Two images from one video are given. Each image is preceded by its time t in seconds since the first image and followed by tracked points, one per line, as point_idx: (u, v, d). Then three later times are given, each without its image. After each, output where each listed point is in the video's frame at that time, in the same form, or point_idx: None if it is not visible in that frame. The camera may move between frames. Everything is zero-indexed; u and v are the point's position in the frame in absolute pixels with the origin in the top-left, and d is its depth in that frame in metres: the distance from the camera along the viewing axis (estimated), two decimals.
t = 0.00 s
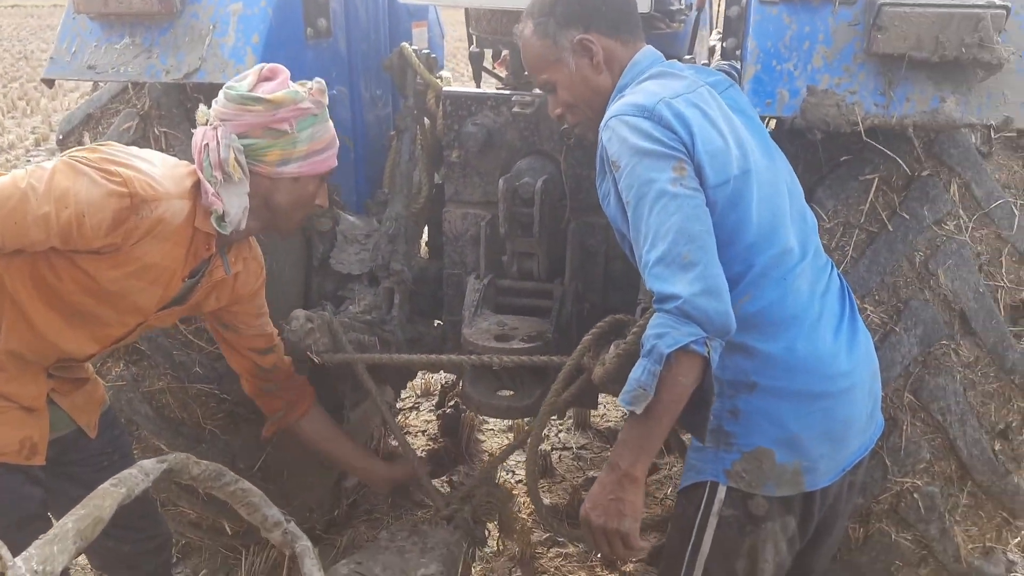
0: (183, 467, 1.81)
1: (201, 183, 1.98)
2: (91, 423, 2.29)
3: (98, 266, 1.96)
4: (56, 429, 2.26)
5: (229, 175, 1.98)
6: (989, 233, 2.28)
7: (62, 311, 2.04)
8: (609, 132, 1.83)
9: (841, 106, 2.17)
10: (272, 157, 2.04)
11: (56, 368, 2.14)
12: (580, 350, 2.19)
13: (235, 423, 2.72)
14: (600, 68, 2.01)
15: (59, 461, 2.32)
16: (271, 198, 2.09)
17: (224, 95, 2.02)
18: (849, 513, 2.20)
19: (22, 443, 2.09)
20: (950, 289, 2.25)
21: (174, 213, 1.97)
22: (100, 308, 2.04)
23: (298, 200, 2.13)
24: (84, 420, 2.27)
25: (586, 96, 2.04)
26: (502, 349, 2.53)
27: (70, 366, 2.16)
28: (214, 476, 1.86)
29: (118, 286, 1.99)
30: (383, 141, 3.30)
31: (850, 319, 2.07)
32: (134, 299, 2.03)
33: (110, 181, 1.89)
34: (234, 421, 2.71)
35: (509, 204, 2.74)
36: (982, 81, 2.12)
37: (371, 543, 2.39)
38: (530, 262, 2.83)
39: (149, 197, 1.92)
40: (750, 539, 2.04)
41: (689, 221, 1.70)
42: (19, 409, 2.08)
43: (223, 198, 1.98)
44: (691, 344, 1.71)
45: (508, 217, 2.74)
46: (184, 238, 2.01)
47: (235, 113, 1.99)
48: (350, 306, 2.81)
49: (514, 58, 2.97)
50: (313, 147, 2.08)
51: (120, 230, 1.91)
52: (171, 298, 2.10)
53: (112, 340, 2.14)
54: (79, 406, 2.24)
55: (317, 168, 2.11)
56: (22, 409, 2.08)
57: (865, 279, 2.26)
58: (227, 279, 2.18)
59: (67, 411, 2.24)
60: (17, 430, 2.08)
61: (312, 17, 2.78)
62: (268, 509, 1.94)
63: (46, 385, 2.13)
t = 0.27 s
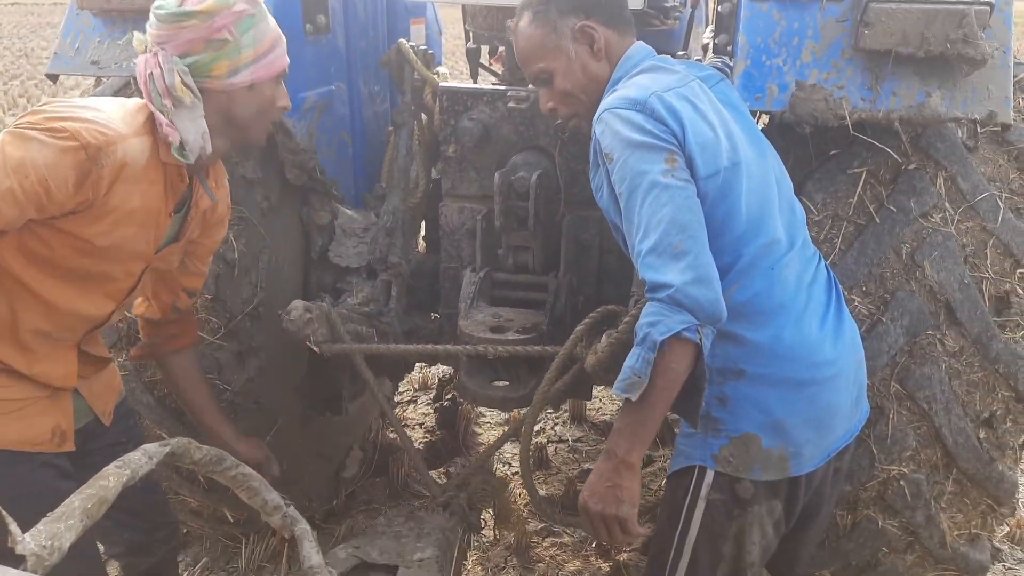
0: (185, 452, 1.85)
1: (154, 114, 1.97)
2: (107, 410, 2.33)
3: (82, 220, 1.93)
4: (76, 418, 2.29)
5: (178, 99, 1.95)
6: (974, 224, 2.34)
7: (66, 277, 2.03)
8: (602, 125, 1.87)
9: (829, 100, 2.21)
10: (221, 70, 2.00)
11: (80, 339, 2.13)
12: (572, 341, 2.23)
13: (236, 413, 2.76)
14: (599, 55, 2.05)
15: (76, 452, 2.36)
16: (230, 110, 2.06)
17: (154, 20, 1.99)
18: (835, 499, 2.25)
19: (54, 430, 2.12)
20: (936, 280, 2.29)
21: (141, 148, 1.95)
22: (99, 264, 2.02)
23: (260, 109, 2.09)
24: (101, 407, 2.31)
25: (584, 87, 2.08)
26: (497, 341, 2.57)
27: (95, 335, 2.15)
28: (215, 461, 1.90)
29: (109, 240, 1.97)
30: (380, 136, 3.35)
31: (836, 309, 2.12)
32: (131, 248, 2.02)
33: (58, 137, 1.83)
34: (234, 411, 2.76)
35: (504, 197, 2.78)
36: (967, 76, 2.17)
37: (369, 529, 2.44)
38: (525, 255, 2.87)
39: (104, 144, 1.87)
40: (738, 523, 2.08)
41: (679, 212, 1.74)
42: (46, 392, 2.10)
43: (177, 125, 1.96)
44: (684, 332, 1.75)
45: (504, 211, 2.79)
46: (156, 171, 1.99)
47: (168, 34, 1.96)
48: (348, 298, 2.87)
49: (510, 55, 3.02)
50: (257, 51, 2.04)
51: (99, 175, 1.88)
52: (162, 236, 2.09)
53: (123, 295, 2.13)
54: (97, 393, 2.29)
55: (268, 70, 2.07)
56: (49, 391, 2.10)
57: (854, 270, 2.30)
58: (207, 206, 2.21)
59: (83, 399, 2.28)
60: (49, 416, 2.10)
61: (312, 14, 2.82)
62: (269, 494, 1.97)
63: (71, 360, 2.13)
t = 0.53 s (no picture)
0: (191, 442, 1.89)
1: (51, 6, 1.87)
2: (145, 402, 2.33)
3: (45, 168, 1.92)
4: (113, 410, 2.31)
5: None
6: (968, 219, 2.36)
7: (77, 230, 2.04)
8: (603, 120, 1.90)
9: (825, 97, 2.25)
10: None
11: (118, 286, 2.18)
12: (572, 334, 2.27)
13: (240, 406, 2.79)
14: (600, 50, 2.09)
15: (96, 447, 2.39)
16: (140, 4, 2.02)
17: None
18: (830, 491, 2.28)
19: (110, 424, 2.20)
20: (931, 275, 2.32)
21: (54, 73, 1.90)
22: (90, 203, 2.02)
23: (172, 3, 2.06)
24: (140, 397, 2.31)
25: (585, 80, 2.11)
26: (498, 334, 2.60)
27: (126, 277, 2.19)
28: (221, 451, 1.93)
29: (77, 174, 1.96)
30: (383, 132, 3.38)
31: (832, 302, 2.15)
32: (105, 169, 2.02)
33: None
34: (238, 404, 2.79)
35: (505, 193, 2.81)
36: (961, 72, 2.20)
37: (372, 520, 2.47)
38: (526, 250, 2.90)
39: (15, 79, 1.82)
40: (735, 512, 2.12)
41: (679, 206, 1.77)
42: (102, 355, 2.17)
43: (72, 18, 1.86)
44: (684, 324, 1.78)
45: (505, 206, 2.82)
46: (86, 88, 1.96)
47: None
48: (351, 293, 2.90)
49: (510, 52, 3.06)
50: None
51: (32, 112, 1.85)
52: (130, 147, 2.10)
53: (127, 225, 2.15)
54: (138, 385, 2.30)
55: None
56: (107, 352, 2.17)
57: (850, 265, 2.34)
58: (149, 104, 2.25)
59: (128, 388, 2.30)
60: (109, 407, 2.21)
61: (314, 11, 2.86)
62: (274, 483, 1.99)
63: (115, 310, 2.18)
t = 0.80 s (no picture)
0: (202, 440, 1.90)
1: None
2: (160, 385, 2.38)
3: (6, 140, 1.86)
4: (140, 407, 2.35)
5: None
6: (975, 221, 2.38)
7: (70, 201, 2.02)
8: (610, 123, 1.91)
9: (832, 99, 2.26)
10: None
11: (121, 251, 2.17)
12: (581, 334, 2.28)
13: (250, 404, 2.82)
14: (606, 54, 2.11)
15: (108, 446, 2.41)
16: None
17: None
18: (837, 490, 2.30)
19: (141, 417, 2.27)
20: (938, 277, 2.33)
21: None
22: (70, 165, 1.98)
23: None
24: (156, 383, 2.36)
25: (591, 83, 2.12)
26: (506, 334, 2.62)
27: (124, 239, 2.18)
28: (231, 450, 1.93)
29: (44, 138, 1.92)
30: (391, 132, 3.39)
31: (838, 302, 2.16)
32: (70, 127, 1.98)
33: None
34: (248, 403, 2.81)
35: (512, 193, 2.82)
36: (967, 76, 2.21)
37: (382, 518, 2.49)
38: (534, 250, 2.92)
39: None
40: (743, 511, 2.14)
41: (686, 209, 1.79)
42: (121, 334, 2.21)
43: None
44: (692, 326, 1.79)
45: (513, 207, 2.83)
46: (13, 48, 1.91)
47: None
48: (360, 292, 2.92)
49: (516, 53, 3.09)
50: None
51: None
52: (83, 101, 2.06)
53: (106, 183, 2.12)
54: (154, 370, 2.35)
55: None
56: (124, 333, 2.21)
57: (857, 266, 2.35)
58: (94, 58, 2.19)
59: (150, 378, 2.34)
60: (136, 401, 2.26)
61: (323, 12, 2.87)
62: (284, 482, 2.00)
63: (124, 278, 2.19)
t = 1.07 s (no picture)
0: (214, 441, 1.88)
1: None
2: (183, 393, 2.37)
3: None
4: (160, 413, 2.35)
5: None
6: (984, 223, 2.37)
7: (68, 194, 2.02)
8: (620, 125, 1.92)
9: (842, 101, 2.26)
10: None
11: (126, 245, 2.17)
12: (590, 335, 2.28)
13: (258, 405, 2.82)
14: (608, 65, 2.10)
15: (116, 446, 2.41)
16: None
17: None
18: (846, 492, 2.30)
19: (151, 418, 2.28)
20: (947, 278, 2.34)
21: None
22: (61, 157, 1.99)
23: None
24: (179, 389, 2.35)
25: (596, 94, 2.14)
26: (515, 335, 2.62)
27: (130, 234, 2.17)
28: (243, 451, 1.92)
29: (32, 128, 1.93)
30: (399, 134, 3.40)
31: (847, 303, 2.17)
32: (63, 119, 1.99)
33: None
34: (256, 403, 2.82)
35: (521, 194, 2.82)
36: (976, 78, 2.21)
37: (390, 519, 2.50)
38: (542, 251, 2.92)
39: None
40: (752, 511, 2.14)
41: (696, 211, 1.79)
42: (129, 335, 2.21)
43: None
44: (701, 328, 1.79)
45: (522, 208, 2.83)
46: (3, 41, 1.92)
47: None
48: (368, 293, 2.93)
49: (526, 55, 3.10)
50: None
51: None
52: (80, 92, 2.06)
53: (107, 177, 2.11)
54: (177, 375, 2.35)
55: None
56: (132, 334, 2.21)
57: (866, 268, 2.36)
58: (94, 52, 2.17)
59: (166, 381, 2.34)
60: (147, 405, 2.26)
61: (334, 14, 2.88)
62: (296, 482, 1.99)
63: (128, 274, 2.19)
